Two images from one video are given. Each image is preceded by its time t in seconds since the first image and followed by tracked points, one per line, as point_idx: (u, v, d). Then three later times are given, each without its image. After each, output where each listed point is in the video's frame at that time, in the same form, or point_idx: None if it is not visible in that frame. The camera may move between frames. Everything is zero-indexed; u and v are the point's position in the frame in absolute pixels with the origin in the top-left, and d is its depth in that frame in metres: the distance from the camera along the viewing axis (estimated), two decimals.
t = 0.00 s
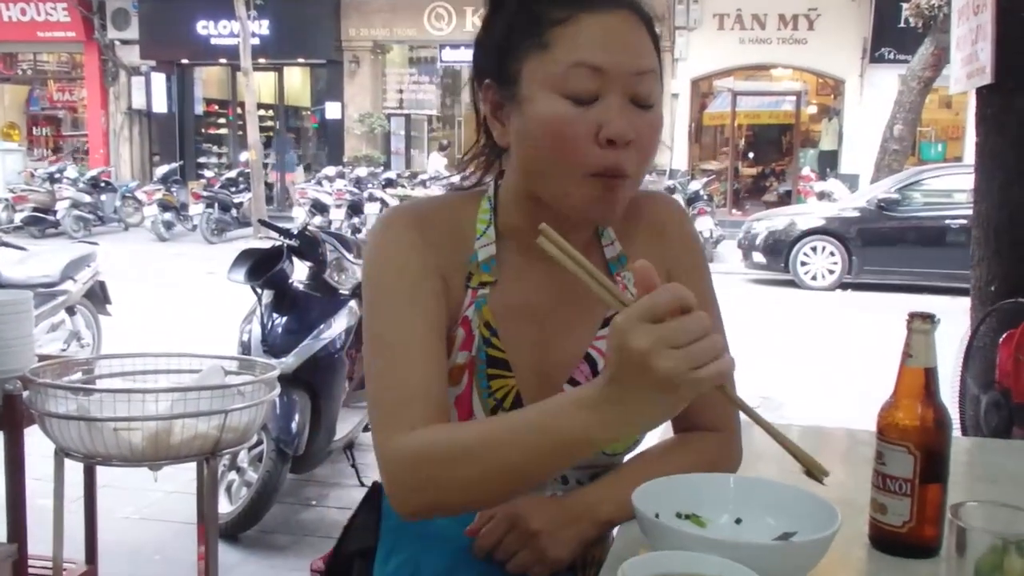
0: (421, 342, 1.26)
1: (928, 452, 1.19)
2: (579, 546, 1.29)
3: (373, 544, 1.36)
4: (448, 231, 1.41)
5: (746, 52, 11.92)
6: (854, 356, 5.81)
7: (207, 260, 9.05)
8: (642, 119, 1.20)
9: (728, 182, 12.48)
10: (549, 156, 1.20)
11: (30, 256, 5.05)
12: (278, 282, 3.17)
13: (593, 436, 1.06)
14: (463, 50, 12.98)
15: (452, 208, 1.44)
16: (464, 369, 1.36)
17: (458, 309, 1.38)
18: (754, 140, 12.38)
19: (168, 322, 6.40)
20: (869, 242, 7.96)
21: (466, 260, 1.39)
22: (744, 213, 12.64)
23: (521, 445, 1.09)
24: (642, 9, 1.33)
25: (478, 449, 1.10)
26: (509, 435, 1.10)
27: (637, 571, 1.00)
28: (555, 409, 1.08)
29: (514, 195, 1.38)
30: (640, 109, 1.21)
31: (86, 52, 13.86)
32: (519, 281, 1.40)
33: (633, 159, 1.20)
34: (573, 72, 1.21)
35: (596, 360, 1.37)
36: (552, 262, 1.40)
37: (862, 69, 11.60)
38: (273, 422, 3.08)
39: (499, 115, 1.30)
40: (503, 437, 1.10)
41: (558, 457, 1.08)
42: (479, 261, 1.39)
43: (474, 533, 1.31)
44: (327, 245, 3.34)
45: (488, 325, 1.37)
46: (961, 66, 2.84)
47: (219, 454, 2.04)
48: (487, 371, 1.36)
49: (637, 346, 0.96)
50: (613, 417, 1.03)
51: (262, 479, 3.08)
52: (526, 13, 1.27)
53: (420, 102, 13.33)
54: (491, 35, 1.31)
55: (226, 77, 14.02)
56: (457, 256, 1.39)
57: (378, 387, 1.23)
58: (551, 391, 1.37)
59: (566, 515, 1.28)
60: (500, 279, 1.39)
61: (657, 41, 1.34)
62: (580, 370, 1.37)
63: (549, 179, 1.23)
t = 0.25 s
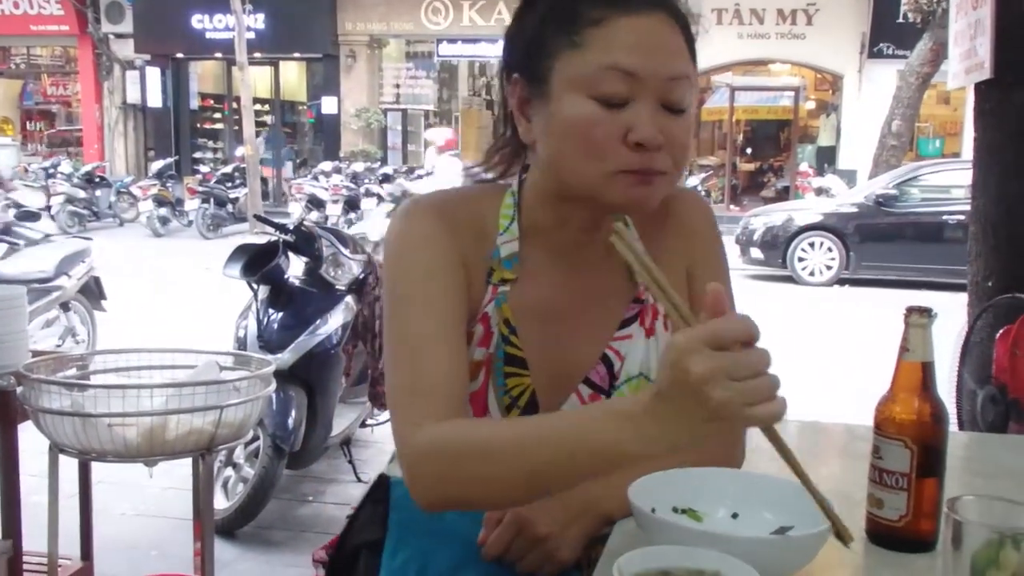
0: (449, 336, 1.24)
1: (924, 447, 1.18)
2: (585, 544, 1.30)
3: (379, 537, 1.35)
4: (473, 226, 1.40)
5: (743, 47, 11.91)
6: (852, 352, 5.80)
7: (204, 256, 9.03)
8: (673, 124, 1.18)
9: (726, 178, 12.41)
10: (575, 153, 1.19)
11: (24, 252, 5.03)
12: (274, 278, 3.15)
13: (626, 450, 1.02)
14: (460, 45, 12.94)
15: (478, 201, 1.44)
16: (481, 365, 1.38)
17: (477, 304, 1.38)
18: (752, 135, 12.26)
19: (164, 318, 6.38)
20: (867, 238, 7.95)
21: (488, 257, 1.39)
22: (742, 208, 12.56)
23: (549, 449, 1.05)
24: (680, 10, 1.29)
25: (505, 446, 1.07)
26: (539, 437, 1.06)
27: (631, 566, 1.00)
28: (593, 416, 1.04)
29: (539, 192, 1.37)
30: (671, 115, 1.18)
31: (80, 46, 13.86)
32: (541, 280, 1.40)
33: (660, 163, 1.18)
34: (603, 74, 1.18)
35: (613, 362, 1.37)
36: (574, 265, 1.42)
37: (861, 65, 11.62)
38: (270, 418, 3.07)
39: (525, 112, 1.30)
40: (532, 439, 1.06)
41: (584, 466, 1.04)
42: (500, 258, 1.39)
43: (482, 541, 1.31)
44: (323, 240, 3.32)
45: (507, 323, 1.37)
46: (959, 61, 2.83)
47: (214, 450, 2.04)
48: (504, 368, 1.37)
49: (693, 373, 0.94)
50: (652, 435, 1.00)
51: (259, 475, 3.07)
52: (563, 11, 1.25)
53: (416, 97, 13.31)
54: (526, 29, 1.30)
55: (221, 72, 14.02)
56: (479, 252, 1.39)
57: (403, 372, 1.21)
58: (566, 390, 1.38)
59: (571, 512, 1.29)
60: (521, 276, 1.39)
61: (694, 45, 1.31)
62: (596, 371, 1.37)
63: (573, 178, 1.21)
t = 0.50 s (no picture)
0: (478, 338, 1.21)
1: (920, 442, 1.19)
2: (583, 546, 1.32)
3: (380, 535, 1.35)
4: (500, 225, 1.39)
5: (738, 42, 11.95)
6: (847, 346, 5.82)
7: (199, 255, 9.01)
8: (707, 137, 1.16)
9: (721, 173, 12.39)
10: (608, 161, 1.16)
11: (21, 252, 5.03)
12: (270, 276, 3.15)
13: (671, 490, 1.00)
14: (455, 42, 12.93)
15: (504, 197, 1.42)
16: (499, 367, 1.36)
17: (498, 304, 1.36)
18: (747, 130, 12.16)
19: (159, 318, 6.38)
20: (862, 232, 7.98)
21: (513, 259, 1.38)
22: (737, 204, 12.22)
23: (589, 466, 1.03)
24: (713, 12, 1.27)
25: (545, 458, 1.05)
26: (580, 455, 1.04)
27: (627, 566, 1.01)
28: (640, 447, 1.03)
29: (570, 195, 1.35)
30: (705, 126, 1.16)
31: (76, 45, 13.72)
32: (563, 285, 1.39)
33: (693, 175, 1.15)
34: (643, 82, 1.15)
35: (627, 363, 1.36)
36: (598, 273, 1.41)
37: (855, 59, 11.66)
38: (267, 417, 3.06)
39: (558, 113, 1.26)
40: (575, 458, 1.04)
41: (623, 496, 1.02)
42: (523, 259, 1.38)
43: (483, 540, 1.31)
44: (320, 239, 3.33)
45: (526, 326, 1.36)
46: (952, 55, 2.84)
47: (212, 449, 2.04)
48: (521, 370, 1.36)
49: (764, 437, 0.96)
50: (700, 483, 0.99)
51: (256, 474, 3.07)
52: (604, 13, 1.23)
53: (412, 94, 13.27)
54: (564, 29, 1.28)
55: (217, 71, 14.02)
56: (504, 253, 1.38)
57: (431, 363, 1.18)
58: (580, 392, 1.37)
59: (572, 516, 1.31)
60: (542, 280, 1.38)
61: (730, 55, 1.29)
62: (611, 372, 1.36)
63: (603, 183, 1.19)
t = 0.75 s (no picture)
0: (485, 341, 1.20)
1: (914, 440, 1.20)
2: (579, 545, 1.33)
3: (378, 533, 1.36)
4: (507, 227, 1.38)
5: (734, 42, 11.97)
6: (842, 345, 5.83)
7: (195, 253, 9.00)
8: (726, 151, 1.15)
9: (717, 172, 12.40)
10: (629, 170, 1.16)
11: (17, 250, 5.02)
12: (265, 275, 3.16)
13: (681, 500, 0.99)
14: (452, 41, 12.91)
15: (512, 199, 1.42)
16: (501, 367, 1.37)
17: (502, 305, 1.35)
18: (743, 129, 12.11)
19: (155, 316, 6.37)
20: (858, 231, 8.00)
21: (519, 259, 1.38)
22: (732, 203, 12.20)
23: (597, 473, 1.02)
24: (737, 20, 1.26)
25: (558, 462, 1.04)
26: (590, 461, 1.03)
27: (622, 564, 1.02)
28: (653, 454, 1.02)
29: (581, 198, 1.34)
30: (725, 140, 1.16)
31: (73, 43, 13.78)
32: (567, 288, 1.39)
33: (709, 190, 1.16)
34: (666, 94, 1.15)
35: (627, 366, 1.37)
36: (603, 276, 1.41)
37: (850, 59, 11.69)
38: (264, 415, 3.07)
39: (576, 118, 1.27)
40: (583, 464, 1.03)
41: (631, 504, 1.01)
42: (529, 261, 1.38)
43: (478, 538, 1.32)
44: (316, 237, 3.35)
45: (530, 327, 1.36)
46: (946, 55, 2.86)
47: (208, 448, 2.04)
48: (523, 372, 1.37)
49: (780, 450, 0.95)
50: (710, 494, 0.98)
51: (252, 473, 3.07)
52: (629, 20, 1.21)
53: (408, 93, 13.27)
54: (587, 34, 1.27)
55: (214, 69, 14.05)
56: (510, 253, 1.37)
57: (438, 363, 1.17)
58: (579, 394, 1.38)
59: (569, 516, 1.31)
60: (546, 283, 1.38)
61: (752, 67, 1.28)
62: (610, 375, 1.37)
63: (618, 191, 1.19)
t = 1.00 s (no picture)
0: (484, 337, 1.20)
1: (909, 438, 1.21)
2: (574, 543, 1.33)
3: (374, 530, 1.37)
4: (506, 223, 1.38)
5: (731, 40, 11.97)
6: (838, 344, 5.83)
7: (190, 249, 8.99)
8: (731, 153, 1.16)
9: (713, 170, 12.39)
10: (635, 170, 1.16)
11: (12, 245, 5.01)
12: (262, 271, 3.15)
13: (683, 500, 0.99)
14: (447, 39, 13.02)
15: (511, 195, 1.42)
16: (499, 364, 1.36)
17: (501, 302, 1.35)
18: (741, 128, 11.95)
19: (150, 312, 6.34)
20: (853, 230, 8.02)
21: (519, 256, 1.38)
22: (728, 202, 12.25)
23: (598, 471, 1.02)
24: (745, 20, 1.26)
25: (560, 459, 1.04)
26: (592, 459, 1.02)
27: (616, 560, 1.02)
28: (657, 452, 1.02)
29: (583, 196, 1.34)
30: (730, 143, 1.16)
31: (68, 38, 13.79)
32: (566, 286, 1.40)
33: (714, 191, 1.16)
34: (673, 95, 1.15)
35: (625, 364, 1.37)
36: (604, 274, 1.42)
37: (846, 58, 11.71)
38: (259, 411, 3.07)
39: (581, 116, 1.26)
40: (584, 462, 1.03)
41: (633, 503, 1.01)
42: (528, 258, 1.38)
43: (473, 534, 1.32)
44: (312, 233, 3.34)
45: (528, 326, 1.36)
46: (942, 54, 2.86)
47: (203, 443, 2.04)
48: (521, 369, 1.37)
49: (782, 450, 0.97)
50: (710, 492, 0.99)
51: (248, 468, 3.07)
52: (637, 20, 1.21)
53: (405, 89, 13.32)
54: (594, 33, 1.27)
55: (210, 65, 13.88)
56: (510, 250, 1.37)
57: (437, 359, 1.16)
58: (578, 391, 1.38)
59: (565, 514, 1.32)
60: (545, 281, 1.38)
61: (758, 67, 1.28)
62: (608, 373, 1.37)
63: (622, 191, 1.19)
